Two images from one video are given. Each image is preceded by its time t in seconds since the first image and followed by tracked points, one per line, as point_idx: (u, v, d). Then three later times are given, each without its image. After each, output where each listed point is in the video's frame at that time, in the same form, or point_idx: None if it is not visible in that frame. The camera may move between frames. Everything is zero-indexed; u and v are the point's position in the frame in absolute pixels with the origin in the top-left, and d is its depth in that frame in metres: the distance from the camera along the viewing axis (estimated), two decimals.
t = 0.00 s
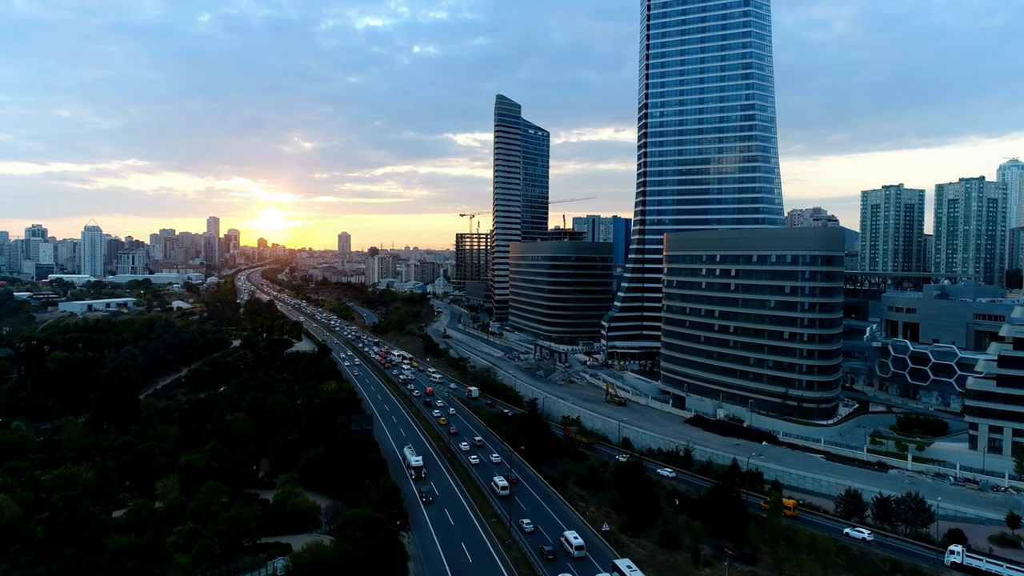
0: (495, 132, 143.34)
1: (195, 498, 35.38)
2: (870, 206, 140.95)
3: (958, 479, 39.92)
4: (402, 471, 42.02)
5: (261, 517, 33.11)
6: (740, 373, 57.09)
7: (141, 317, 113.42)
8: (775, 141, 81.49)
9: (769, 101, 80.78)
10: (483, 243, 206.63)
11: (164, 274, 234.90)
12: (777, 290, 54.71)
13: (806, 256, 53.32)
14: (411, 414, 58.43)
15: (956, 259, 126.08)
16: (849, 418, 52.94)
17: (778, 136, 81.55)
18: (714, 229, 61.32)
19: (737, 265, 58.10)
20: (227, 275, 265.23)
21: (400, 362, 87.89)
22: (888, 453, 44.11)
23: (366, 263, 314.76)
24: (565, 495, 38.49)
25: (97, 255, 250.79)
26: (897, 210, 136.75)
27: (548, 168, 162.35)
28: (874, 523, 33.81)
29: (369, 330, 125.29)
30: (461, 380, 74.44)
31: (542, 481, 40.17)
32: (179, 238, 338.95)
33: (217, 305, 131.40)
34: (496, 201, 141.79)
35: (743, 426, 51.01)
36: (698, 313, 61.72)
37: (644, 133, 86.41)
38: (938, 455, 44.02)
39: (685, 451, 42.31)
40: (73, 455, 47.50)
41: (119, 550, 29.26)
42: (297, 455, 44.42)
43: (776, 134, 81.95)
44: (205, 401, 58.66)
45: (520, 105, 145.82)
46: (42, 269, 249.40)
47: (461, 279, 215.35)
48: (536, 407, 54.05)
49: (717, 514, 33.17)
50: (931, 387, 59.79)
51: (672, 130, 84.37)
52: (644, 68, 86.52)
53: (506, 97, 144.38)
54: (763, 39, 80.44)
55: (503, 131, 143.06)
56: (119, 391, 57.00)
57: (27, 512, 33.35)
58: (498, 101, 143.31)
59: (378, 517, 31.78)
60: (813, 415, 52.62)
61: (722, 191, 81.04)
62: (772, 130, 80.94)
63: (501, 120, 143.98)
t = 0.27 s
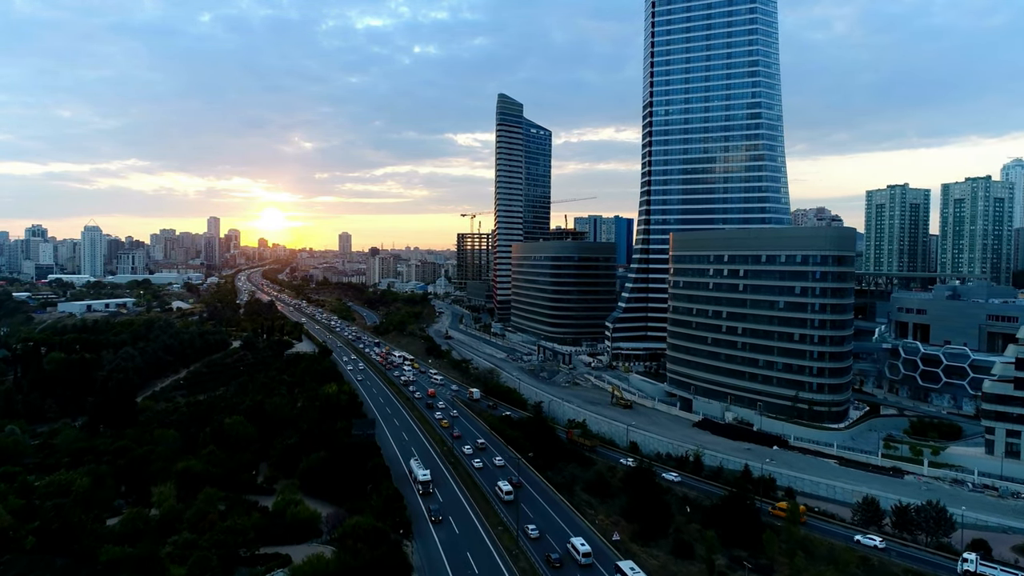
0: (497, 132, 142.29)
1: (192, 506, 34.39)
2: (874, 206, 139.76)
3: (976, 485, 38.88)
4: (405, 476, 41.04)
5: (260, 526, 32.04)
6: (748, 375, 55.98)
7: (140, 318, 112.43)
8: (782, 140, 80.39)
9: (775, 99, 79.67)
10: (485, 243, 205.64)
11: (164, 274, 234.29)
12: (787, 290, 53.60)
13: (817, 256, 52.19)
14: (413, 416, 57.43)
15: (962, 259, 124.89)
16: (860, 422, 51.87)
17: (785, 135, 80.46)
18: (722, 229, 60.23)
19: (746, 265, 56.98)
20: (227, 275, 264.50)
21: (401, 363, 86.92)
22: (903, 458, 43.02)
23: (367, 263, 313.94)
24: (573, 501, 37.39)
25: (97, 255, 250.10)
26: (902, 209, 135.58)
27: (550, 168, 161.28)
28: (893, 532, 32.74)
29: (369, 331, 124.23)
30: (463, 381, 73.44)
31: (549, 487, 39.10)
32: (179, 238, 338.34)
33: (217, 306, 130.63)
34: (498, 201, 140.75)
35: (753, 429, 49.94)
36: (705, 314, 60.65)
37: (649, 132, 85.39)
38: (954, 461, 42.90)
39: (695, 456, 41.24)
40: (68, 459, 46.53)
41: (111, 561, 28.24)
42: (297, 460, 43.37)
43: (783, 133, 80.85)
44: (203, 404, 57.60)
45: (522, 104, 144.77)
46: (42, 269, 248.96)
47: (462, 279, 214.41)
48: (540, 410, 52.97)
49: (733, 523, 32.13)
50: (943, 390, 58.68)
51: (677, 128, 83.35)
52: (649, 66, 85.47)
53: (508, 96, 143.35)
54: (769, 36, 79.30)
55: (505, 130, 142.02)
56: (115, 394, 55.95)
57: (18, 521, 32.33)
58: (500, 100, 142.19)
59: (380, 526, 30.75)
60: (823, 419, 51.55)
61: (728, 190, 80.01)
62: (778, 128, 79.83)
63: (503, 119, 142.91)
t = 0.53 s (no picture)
0: (498, 131, 141.30)
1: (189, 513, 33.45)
2: (878, 206, 138.84)
3: (993, 490, 37.86)
4: (407, 481, 40.26)
5: (259, 536, 31.12)
6: (756, 377, 55.07)
7: (139, 318, 111.44)
8: (788, 139, 79.46)
9: (781, 97, 78.69)
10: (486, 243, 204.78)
11: (163, 274, 233.74)
12: (796, 291, 52.66)
13: (826, 256, 51.23)
14: (414, 419, 56.54)
15: (967, 259, 123.96)
16: (871, 425, 50.93)
17: (791, 133, 79.52)
18: (728, 228, 59.31)
19: (753, 265, 56.03)
20: (227, 275, 263.78)
21: (402, 364, 86.08)
22: (916, 463, 42.05)
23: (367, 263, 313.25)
24: (580, 508, 36.46)
25: (97, 256, 249.33)
26: (907, 209, 134.65)
27: (552, 167, 160.37)
28: (910, 540, 31.83)
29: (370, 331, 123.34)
30: (465, 383, 72.53)
31: (555, 493, 38.08)
32: (179, 238, 337.75)
33: (216, 306, 129.77)
34: (500, 200, 139.87)
35: (761, 433, 49.03)
36: (711, 315, 59.73)
37: (652, 130, 84.51)
38: (969, 466, 41.92)
39: (704, 461, 40.35)
40: (64, 463, 45.62)
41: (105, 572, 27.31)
42: (297, 465, 42.49)
43: (788, 131, 79.91)
44: (202, 406, 56.65)
45: (524, 103, 143.81)
46: (42, 269, 248.39)
47: (463, 279, 213.62)
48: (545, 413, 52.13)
49: (746, 531, 31.24)
50: (954, 392, 57.75)
51: (681, 127, 82.46)
52: (653, 64, 84.57)
53: (510, 95, 142.41)
54: (775, 33, 78.32)
55: (506, 129, 141.11)
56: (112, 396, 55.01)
57: (9, 528, 31.41)
58: (502, 99, 141.18)
59: (383, 535, 29.85)
60: (833, 422, 50.61)
61: (733, 190, 79.12)
62: (784, 126, 78.89)
63: (505, 118, 142.00)
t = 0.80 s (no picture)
0: (500, 130, 140.20)
1: (185, 522, 32.42)
2: (883, 206, 137.65)
3: (1012, 497, 36.95)
4: (410, 486, 39.32)
5: (258, 546, 30.12)
6: (765, 380, 54.00)
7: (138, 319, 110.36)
8: (795, 137, 78.35)
9: (789, 95, 77.59)
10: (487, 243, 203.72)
11: (163, 274, 232.92)
12: (806, 292, 51.60)
13: (838, 256, 50.13)
14: (417, 422, 55.56)
15: (974, 259, 122.79)
16: (883, 428, 49.87)
17: (798, 132, 78.41)
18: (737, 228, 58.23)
19: (762, 265, 54.98)
20: (228, 275, 262.92)
21: (404, 365, 85.07)
22: (933, 468, 41.02)
23: (368, 263, 312.46)
24: (589, 515, 35.35)
25: (97, 256, 248.44)
26: (912, 209, 133.51)
27: (554, 167, 159.32)
28: (931, 549, 30.79)
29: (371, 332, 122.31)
30: (468, 385, 71.47)
31: (563, 500, 36.90)
32: (180, 238, 337.05)
33: (216, 306, 128.51)
34: (502, 200, 138.85)
35: (772, 436, 47.98)
36: (719, 316, 58.67)
37: (657, 129, 83.46)
38: (986, 471, 40.95)
39: (716, 466, 39.31)
40: (59, 468, 44.56)
41: None
42: (297, 470, 41.47)
43: (796, 130, 78.81)
44: (201, 409, 55.58)
45: (526, 102, 142.73)
46: (42, 269, 247.69)
47: (465, 279, 212.66)
48: (550, 415, 51.13)
49: (762, 540, 30.26)
50: (966, 394, 56.72)
51: (687, 125, 81.40)
52: (658, 62, 83.53)
53: (512, 93, 141.32)
54: (782, 30, 77.17)
55: (508, 128, 140.04)
56: (109, 398, 53.93)
57: None
58: (504, 98, 140.08)
59: (386, 544, 28.83)
60: (845, 425, 49.56)
61: (739, 189, 78.05)
62: (791, 125, 77.80)
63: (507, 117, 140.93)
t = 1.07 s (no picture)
0: (502, 129, 139.10)
1: (181, 532, 31.39)
2: (889, 205, 136.44)
3: None
4: (412, 492, 38.38)
5: (256, 556, 29.10)
6: (775, 382, 52.93)
7: (137, 320, 109.31)
8: (802, 135, 77.25)
9: (796, 92, 76.48)
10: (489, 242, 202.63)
11: (163, 274, 232.07)
12: (817, 293, 50.52)
13: (850, 256, 49.05)
14: (419, 424, 54.59)
15: (980, 259, 121.59)
16: (896, 432, 48.77)
17: (805, 130, 77.31)
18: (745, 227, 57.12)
19: (772, 265, 53.88)
20: (228, 276, 261.90)
21: (405, 366, 84.10)
22: (949, 473, 39.90)
23: (369, 263, 311.68)
24: (597, 522, 34.28)
25: (96, 256, 247.46)
26: (918, 208, 132.36)
27: (556, 166, 158.24)
28: (954, 560, 29.69)
29: (372, 332, 121.24)
30: (471, 387, 70.45)
31: (570, 506, 35.91)
32: (180, 239, 336.39)
33: (216, 306, 127.41)
34: (504, 200, 137.80)
35: (783, 441, 46.92)
36: (727, 317, 57.60)
37: (662, 127, 82.39)
38: (1004, 476, 39.88)
39: (727, 472, 38.23)
40: (53, 473, 43.55)
41: None
42: (297, 475, 40.43)
43: (803, 128, 77.69)
44: (199, 412, 54.53)
45: (528, 101, 141.59)
46: (42, 269, 247.09)
47: (466, 279, 211.70)
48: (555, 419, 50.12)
49: (779, 549, 29.15)
50: (979, 397, 55.61)
51: (692, 123, 80.33)
52: (663, 59, 82.45)
53: (514, 92, 140.19)
54: (790, 27, 76.05)
55: (511, 127, 138.96)
56: (106, 401, 52.84)
57: None
58: (506, 96, 138.94)
59: (390, 555, 27.84)
60: (856, 429, 48.50)
61: (746, 187, 76.99)
62: (799, 123, 76.71)
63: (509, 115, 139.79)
